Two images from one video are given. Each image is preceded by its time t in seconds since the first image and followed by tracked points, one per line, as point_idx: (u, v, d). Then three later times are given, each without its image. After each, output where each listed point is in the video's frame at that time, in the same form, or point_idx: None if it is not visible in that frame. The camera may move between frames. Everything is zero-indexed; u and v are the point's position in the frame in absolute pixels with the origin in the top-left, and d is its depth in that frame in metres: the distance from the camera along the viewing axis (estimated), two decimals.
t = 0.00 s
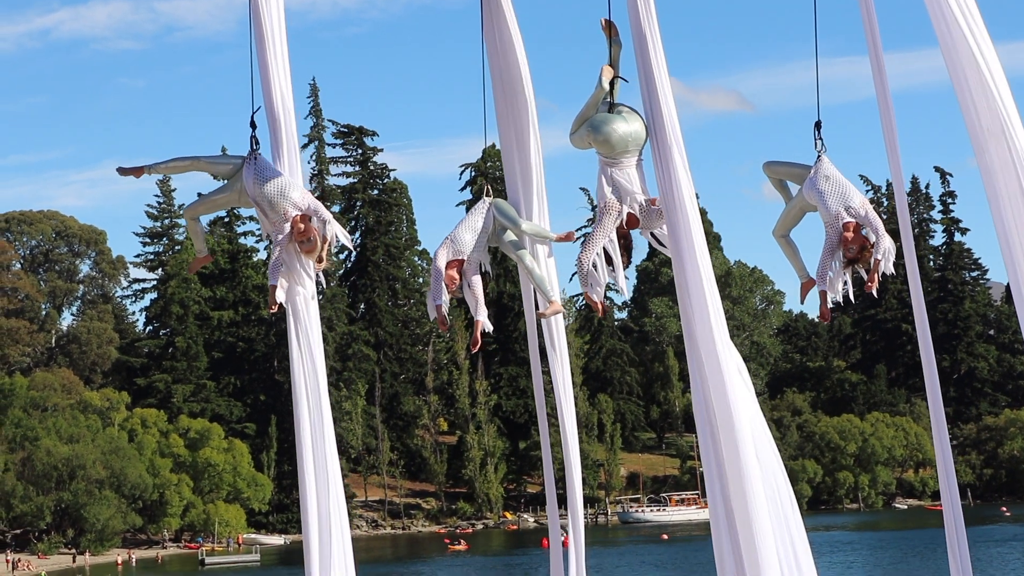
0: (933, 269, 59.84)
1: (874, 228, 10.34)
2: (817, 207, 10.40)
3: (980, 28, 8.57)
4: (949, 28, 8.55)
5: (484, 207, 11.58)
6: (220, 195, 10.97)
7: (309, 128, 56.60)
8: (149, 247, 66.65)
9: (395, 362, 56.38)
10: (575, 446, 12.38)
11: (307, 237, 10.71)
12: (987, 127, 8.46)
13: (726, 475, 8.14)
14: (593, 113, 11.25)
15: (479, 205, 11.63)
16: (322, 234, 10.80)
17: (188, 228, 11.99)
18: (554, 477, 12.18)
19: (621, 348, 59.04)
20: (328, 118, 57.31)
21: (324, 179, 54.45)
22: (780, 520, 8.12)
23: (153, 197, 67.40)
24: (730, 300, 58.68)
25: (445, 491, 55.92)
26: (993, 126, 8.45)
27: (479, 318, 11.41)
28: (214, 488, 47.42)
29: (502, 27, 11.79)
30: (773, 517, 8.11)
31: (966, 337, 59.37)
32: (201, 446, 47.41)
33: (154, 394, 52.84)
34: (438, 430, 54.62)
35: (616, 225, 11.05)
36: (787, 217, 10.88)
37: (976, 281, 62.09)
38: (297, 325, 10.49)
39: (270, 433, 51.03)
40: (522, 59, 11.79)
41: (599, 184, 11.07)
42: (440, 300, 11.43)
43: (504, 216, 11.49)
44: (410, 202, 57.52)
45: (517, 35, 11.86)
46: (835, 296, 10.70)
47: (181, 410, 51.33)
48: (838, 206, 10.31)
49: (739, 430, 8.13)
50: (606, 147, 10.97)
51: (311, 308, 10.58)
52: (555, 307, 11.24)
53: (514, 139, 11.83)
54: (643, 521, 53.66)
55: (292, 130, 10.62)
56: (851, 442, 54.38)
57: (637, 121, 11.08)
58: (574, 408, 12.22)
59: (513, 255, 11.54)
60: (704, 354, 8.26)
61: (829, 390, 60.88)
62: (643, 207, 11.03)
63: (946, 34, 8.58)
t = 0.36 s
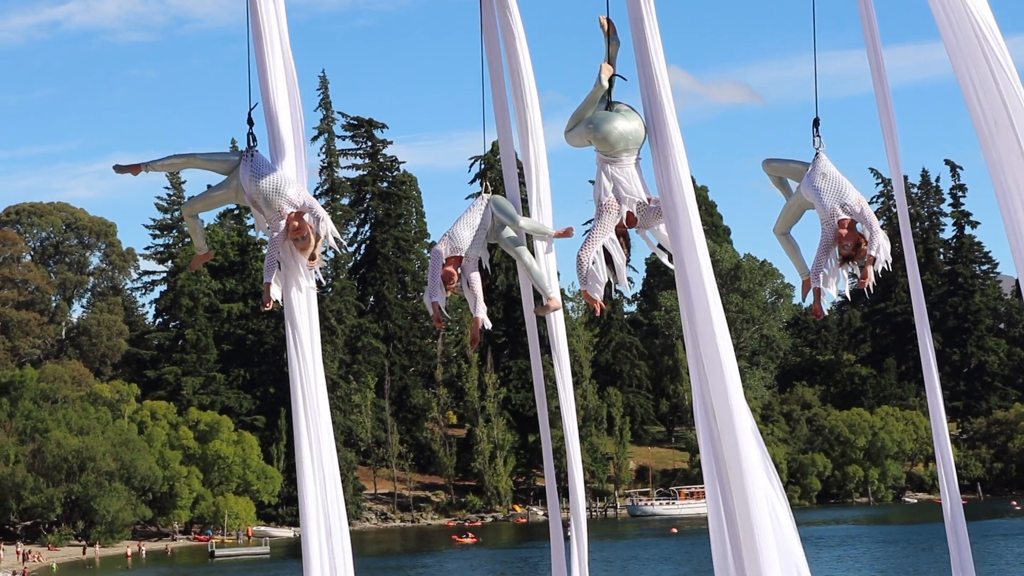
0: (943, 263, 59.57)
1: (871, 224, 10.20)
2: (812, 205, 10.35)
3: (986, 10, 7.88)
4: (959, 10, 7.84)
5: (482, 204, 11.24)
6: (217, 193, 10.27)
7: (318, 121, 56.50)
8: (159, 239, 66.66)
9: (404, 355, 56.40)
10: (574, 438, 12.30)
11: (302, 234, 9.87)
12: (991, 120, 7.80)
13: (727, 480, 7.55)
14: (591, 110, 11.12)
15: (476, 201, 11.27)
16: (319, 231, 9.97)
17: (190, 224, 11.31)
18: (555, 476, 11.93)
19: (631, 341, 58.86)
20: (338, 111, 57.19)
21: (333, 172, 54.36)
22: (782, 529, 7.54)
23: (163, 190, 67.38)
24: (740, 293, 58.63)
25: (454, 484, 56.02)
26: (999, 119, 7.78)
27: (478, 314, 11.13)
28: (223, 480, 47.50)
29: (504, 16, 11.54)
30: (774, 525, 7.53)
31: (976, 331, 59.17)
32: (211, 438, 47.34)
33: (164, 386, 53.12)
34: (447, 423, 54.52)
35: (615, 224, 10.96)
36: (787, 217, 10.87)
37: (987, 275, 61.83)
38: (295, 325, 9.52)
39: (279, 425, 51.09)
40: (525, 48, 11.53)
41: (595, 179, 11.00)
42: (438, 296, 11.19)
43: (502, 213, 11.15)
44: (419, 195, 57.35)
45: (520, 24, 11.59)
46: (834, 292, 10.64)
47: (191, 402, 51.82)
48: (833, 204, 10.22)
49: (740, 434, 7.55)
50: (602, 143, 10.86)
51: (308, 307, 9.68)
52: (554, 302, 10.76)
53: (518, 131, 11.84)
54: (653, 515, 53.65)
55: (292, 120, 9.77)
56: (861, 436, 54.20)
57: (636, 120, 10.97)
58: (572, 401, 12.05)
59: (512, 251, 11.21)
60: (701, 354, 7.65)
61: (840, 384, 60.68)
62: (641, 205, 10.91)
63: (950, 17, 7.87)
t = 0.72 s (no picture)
0: (956, 256, 59.39)
1: (865, 226, 10.19)
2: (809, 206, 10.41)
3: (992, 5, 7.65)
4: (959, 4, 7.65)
5: (483, 203, 10.87)
6: (216, 191, 10.18)
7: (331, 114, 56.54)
8: (172, 233, 66.81)
9: (417, 349, 56.40)
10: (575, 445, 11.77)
11: (300, 233, 9.73)
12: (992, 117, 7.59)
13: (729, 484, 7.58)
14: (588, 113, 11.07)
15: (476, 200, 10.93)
16: (316, 232, 9.80)
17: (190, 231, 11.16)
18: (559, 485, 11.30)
19: (643, 334, 58.84)
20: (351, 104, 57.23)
21: (346, 165, 54.41)
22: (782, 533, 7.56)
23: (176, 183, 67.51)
24: (752, 286, 58.63)
25: (466, 477, 56.10)
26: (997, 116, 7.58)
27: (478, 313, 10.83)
28: (236, 473, 47.60)
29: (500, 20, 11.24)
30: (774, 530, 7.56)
31: (990, 324, 59.06)
32: (224, 431, 47.44)
33: (177, 379, 53.35)
34: (459, 416, 54.58)
35: (613, 225, 10.85)
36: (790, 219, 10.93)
37: (1000, 268, 61.67)
38: (294, 324, 9.39)
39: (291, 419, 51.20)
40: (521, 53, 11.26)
41: (596, 180, 10.92)
42: (436, 294, 10.86)
43: (502, 212, 10.77)
44: (432, 189, 57.33)
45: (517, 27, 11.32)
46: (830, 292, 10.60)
47: (204, 395, 51.95)
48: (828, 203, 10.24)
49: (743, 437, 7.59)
50: (601, 143, 10.82)
51: (305, 306, 9.53)
52: (553, 302, 10.36)
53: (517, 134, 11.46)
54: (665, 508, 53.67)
55: (293, 126, 9.67)
56: (874, 430, 54.02)
57: (633, 121, 10.96)
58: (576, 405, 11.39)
59: (512, 250, 10.80)
60: (705, 358, 7.66)
61: (852, 377, 60.61)
62: (640, 207, 10.90)
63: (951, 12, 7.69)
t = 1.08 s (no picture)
0: (967, 252, 59.15)
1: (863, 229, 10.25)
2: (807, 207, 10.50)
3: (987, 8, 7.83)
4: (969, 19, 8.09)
5: (484, 205, 10.58)
6: (216, 194, 10.22)
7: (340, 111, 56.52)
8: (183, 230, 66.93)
9: (427, 345, 56.43)
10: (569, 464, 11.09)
11: (298, 234, 9.72)
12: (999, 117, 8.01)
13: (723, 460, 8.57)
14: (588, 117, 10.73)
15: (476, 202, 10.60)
16: (313, 234, 9.80)
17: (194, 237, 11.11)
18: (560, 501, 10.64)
19: (654, 330, 58.78)
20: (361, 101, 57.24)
21: (356, 161, 54.44)
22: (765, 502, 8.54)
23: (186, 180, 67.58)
24: (762, 282, 58.58)
25: (477, 474, 56.04)
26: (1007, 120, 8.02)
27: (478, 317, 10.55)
28: (247, 470, 47.60)
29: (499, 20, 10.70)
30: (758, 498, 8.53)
31: (1001, 319, 58.84)
32: (234, 428, 47.58)
33: (188, 376, 53.43)
34: (470, 412, 54.58)
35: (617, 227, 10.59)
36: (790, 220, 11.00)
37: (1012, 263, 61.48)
38: (293, 321, 9.47)
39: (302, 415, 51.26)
40: (523, 55, 10.71)
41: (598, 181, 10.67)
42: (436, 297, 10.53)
43: (503, 214, 10.43)
44: (442, 186, 57.26)
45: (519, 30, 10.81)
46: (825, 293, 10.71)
47: (215, 392, 52.03)
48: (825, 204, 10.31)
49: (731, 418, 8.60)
50: (604, 144, 10.51)
51: (303, 308, 9.54)
52: (552, 305, 10.06)
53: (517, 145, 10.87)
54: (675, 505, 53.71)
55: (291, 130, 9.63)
56: (885, 425, 53.89)
57: (635, 124, 10.67)
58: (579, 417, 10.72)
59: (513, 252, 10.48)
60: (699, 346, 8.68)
61: (863, 373, 60.51)
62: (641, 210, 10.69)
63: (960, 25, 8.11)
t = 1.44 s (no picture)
0: (979, 249, 58.83)
1: (860, 234, 9.99)
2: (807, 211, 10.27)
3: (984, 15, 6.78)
4: None
5: (486, 211, 10.34)
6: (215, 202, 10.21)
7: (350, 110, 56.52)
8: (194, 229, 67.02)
9: (438, 344, 56.47)
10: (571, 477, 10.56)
11: (297, 239, 9.77)
12: (994, 117, 6.76)
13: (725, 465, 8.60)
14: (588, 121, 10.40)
15: (476, 209, 10.40)
16: (313, 237, 9.83)
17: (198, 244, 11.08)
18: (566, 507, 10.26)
19: (665, 328, 58.73)
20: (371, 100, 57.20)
21: (366, 161, 54.51)
22: (771, 507, 8.61)
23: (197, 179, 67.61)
24: (773, 280, 58.55)
25: (489, 472, 56.04)
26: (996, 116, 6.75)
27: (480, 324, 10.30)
28: (258, 469, 47.62)
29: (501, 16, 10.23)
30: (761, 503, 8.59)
31: (1013, 316, 58.53)
32: (246, 427, 47.66)
33: (199, 375, 53.56)
34: (481, 411, 54.59)
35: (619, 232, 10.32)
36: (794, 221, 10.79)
37: None
38: (295, 327, 9.59)
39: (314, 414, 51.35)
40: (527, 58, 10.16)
41: (598, 186, 10.34)
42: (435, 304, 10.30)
43: (504, 219, 10.18)
44: (452, 185, 57.19)
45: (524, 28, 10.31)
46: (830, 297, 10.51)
47: (226, 391, 52.18)
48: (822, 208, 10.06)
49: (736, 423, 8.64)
50: (604, 148, 10.23)
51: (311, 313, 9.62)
52: (552, 311, 9.71)
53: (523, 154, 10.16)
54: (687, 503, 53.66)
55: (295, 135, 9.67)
56: (897, 423, 53.80)
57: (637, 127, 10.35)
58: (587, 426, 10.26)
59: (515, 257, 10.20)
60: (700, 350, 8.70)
61: (874, 370, 60.41)
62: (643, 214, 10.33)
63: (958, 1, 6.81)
